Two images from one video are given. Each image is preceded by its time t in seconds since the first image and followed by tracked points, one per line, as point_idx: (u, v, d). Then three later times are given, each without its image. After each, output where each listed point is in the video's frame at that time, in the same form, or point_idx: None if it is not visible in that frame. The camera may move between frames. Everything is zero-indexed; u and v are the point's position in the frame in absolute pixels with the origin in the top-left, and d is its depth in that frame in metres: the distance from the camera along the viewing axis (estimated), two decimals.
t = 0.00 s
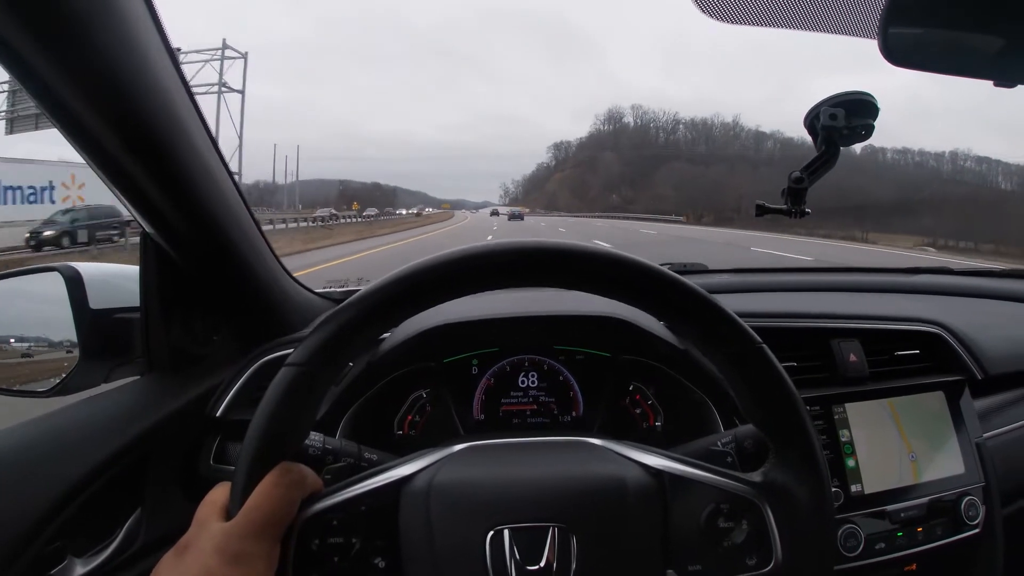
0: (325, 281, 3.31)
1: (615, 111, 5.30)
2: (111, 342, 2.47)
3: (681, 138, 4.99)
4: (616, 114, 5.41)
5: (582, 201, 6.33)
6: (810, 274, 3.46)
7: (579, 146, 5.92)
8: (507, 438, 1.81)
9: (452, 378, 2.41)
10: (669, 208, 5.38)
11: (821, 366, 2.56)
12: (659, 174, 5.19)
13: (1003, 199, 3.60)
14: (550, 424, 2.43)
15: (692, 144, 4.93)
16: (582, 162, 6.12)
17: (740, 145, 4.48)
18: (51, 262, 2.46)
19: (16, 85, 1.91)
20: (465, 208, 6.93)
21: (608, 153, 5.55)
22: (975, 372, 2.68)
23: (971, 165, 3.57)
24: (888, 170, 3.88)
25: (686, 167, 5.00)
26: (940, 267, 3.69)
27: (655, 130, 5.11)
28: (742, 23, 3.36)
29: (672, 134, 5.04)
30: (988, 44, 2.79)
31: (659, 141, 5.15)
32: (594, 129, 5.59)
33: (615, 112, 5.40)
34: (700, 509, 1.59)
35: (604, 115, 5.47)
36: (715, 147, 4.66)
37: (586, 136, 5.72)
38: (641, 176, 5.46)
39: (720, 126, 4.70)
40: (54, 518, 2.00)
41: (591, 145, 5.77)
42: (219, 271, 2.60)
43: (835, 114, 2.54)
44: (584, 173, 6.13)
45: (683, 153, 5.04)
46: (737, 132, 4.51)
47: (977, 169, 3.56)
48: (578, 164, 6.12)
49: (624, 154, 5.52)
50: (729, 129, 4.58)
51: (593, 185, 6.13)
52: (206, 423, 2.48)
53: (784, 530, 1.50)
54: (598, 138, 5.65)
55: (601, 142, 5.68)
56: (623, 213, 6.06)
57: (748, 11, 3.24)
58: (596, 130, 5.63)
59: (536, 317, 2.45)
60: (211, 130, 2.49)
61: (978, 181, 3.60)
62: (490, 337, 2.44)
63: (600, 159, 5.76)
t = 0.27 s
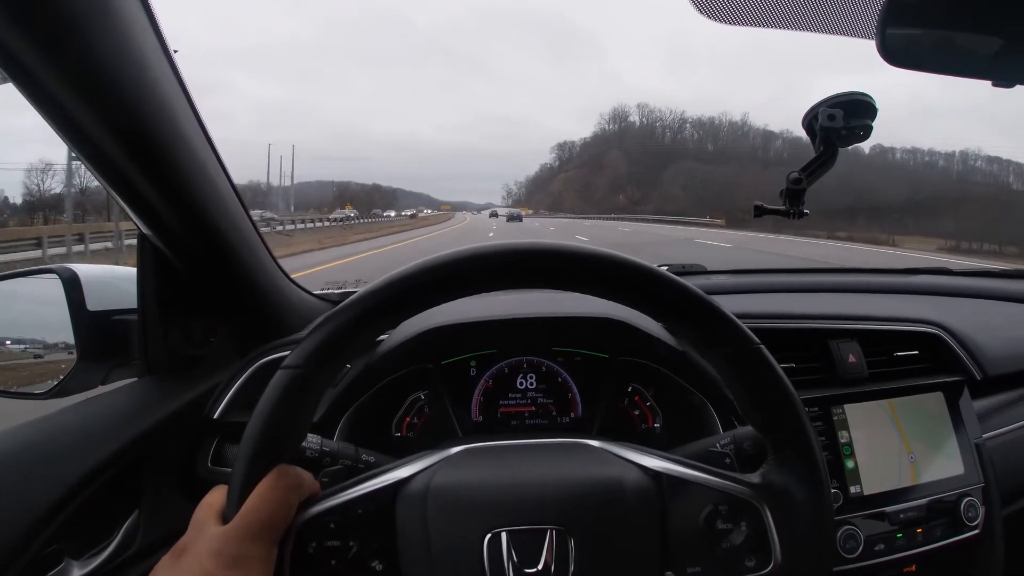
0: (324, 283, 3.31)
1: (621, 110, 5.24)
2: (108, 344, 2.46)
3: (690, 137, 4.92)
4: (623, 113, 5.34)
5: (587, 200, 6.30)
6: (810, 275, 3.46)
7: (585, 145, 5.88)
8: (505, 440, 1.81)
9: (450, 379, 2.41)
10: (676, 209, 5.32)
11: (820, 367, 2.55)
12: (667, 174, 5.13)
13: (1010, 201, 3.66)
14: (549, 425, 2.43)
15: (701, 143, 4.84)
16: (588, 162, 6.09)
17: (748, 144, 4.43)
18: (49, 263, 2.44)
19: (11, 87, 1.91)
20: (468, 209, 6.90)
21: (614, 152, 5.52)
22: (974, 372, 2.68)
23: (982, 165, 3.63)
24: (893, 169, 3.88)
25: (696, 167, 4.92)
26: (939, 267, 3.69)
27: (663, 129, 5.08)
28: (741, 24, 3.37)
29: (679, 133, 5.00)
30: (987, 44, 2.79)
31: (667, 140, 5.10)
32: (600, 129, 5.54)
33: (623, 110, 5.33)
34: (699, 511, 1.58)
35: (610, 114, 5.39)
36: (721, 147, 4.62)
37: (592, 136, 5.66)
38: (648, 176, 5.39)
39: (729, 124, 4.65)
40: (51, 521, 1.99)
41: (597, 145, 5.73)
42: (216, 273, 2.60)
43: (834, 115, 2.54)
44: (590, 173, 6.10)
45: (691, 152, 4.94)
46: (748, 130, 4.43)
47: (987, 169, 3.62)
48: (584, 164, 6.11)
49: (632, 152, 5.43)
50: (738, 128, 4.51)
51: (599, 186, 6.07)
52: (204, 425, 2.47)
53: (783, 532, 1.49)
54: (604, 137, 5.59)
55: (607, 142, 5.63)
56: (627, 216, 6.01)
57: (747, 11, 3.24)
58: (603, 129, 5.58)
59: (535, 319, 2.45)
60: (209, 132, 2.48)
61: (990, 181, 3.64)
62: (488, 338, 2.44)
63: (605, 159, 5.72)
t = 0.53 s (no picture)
0: (324, 284, 3.31)
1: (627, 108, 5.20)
2: (108, 346, 2.46)
3: (698, 136, 4.87)
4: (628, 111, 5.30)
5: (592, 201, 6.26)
6: (810, 273, 3.46)
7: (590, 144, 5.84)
8: (506, 439, 1.80)
9: (450, 378, 2.41)
10: (681, 208, 5.30)
11: (820, 365, 2.55)
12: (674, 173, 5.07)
13: None
14: (549, 424, 2.42)
15: (709, 142, 4.81)
16: (594, 162, 6.05)
17: (756, 142, 4.37)
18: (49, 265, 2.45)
19: (10, 88, 1.91)
20: (472, 209, 6.89)
21: (620, 150, 5.47)
22: (974, 369, 2.68)
23: (995, 163, 3.54)
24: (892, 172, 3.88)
25: (704, 166, 4.88)
26: (940, 266, 3.70)
27: (670, 128, 5.09)
28: (740, 23, 3.37)
29: (687, 132, 4.96)
30: (985, 41, 2.79)
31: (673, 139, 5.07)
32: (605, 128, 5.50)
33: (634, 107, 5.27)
34: (700, 509, 1.58)
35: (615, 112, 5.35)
36: (729, 145, 4.59)
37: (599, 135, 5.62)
38: (655, 175, 5.34)
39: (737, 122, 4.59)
40: (50, 521, 1.99)
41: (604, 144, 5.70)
42: (216, 274, 2.59)
43: (832, 113, 2.54)
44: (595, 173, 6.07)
45: (700, 151, 4.90)
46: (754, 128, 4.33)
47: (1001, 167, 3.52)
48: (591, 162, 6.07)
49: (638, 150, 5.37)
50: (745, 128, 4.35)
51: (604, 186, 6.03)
52: (206, 426, 2.48)
53: (784, 530, 1.49)
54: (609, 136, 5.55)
55: (613, 141, 5.59)
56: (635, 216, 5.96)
57: (745, 10, 3.24)
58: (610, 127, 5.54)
59: (534, 318, 2.45)
60: (207, 133, 2.48)
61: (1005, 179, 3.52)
62: (488, 338, 2.44)
63: (611, 159, 5.68)
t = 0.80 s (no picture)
0: (323, 285, 3.32)
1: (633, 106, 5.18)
2: (107, 347, 2.46)
3: (708, 135, 4.86)
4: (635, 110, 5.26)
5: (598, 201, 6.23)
6: (811, 272, 3.46)
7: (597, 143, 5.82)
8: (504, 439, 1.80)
9: (449, 378, 2.41)
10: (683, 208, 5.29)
11: (819, 364, 2.55)
12: (686, 172, 5.03)
13: None
14: (547, 424, 2.42)
15: (717, 141, 4.79)
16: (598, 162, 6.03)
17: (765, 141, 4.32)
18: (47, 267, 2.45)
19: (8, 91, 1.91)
20: (475, 210, 6.86)
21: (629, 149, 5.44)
22: (973, 368, 2.68)
23: (1003, 161, 3.54)
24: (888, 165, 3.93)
25: (716, 164, 4.82)
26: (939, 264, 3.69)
27: (678, 125, 5.06)
28: (739, 22, 3.37)
29: (695, 130, 4.93)
30: (983, 40, 2.79)
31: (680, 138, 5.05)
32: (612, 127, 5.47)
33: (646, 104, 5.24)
34: (697, 507, 1.57)
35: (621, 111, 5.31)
36: (737, 144, 4.56)
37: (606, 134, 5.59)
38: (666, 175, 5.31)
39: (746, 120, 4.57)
40: (50, 522, 1.99)
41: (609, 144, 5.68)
42: (215, 275, 2.60)
43: (830, 112, 2.54)
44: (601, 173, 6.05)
45: (710, 150, 4.86)
46: (763, 125, 4.29)
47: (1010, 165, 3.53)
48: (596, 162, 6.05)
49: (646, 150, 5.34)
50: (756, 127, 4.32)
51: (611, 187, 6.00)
52: (203, 428, 2.47)
53: (781, 528, 1.49)
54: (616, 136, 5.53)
55: (620, 140, 5.56)
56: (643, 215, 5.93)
57: (743, 10, 3.25)
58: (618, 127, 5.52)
59: (533, 318, 2.45)
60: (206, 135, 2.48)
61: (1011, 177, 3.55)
62: (486, 338, 2.44)
63: (618, 158, 5.65)
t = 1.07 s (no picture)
0: (318, 284, 3.30)
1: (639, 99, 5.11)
2: (101, 348, 2.44)
3: (715, 131, 4.74)
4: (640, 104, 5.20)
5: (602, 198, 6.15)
6: (810, 270, 3.43)
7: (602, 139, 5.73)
8: (499, 439, 1.78)
9: (445, 378, 2.39)
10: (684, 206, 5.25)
11: (818, 362, 2.53)
12: (695, 167, 4.88)
13: None
14: (544, 423, 2.40)
15: (728, 137, 4.62)
16: (602, 158, 5.96)
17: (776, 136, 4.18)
18: (40, 268, 2.43)
19: None
20: (475, 209, 6.81)
21: (635, 144, 5.34)
22: (974, 365, 2.65)
23: (1014, 157, 3.51)
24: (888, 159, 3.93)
25: (723, 159, 4.62)
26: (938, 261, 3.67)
27: (684, 121, 4.94)
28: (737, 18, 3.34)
29: (702, 125, 4.82)
30: (983, 35, 2.76)
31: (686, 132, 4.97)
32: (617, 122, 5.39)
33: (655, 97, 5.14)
34: (695, 508, 1.55)
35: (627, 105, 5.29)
36: (741, 138, 4.49)
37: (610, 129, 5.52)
38: (673, 171, 5.20)
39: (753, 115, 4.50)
40: (45, 525, 1.97)
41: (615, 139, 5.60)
42: (209, 274, 2.57)
43: (828, 107, 2.52)
44: (604, 170, 5.97)
45: (721, 145, 4.67)
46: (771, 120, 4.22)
47: (1019, 160, 3.49)
48: (599, 159, 5.98)
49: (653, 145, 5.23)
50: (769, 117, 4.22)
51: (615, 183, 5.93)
52: (197, 429, 2.44)
53: (779, 530, 1.47)
54: (621, 131, 5.45)
55: (626, 136, 5.42)
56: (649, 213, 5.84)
57: (739, 6, 3.22)
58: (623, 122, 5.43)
59: (529, 317, 2.43)
60: (197, 134, 2.46)
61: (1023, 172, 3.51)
62: (483, 337, 2.42)
63: (623, 155, 5.57)
